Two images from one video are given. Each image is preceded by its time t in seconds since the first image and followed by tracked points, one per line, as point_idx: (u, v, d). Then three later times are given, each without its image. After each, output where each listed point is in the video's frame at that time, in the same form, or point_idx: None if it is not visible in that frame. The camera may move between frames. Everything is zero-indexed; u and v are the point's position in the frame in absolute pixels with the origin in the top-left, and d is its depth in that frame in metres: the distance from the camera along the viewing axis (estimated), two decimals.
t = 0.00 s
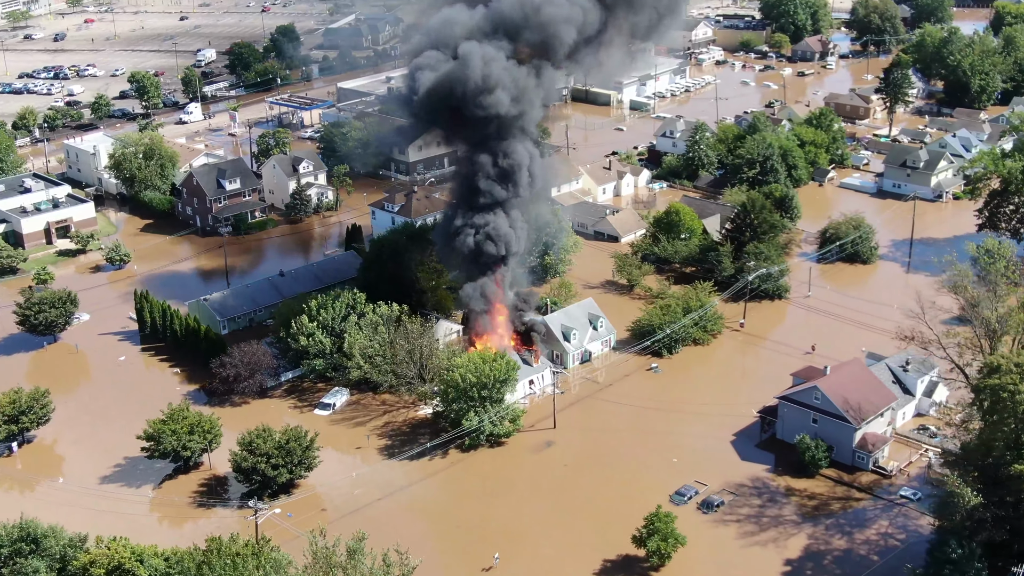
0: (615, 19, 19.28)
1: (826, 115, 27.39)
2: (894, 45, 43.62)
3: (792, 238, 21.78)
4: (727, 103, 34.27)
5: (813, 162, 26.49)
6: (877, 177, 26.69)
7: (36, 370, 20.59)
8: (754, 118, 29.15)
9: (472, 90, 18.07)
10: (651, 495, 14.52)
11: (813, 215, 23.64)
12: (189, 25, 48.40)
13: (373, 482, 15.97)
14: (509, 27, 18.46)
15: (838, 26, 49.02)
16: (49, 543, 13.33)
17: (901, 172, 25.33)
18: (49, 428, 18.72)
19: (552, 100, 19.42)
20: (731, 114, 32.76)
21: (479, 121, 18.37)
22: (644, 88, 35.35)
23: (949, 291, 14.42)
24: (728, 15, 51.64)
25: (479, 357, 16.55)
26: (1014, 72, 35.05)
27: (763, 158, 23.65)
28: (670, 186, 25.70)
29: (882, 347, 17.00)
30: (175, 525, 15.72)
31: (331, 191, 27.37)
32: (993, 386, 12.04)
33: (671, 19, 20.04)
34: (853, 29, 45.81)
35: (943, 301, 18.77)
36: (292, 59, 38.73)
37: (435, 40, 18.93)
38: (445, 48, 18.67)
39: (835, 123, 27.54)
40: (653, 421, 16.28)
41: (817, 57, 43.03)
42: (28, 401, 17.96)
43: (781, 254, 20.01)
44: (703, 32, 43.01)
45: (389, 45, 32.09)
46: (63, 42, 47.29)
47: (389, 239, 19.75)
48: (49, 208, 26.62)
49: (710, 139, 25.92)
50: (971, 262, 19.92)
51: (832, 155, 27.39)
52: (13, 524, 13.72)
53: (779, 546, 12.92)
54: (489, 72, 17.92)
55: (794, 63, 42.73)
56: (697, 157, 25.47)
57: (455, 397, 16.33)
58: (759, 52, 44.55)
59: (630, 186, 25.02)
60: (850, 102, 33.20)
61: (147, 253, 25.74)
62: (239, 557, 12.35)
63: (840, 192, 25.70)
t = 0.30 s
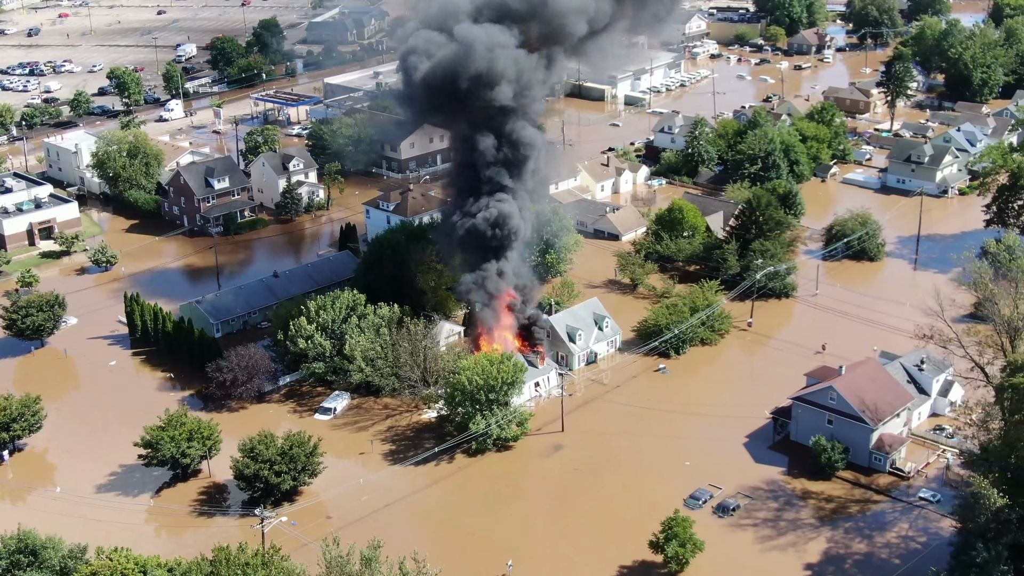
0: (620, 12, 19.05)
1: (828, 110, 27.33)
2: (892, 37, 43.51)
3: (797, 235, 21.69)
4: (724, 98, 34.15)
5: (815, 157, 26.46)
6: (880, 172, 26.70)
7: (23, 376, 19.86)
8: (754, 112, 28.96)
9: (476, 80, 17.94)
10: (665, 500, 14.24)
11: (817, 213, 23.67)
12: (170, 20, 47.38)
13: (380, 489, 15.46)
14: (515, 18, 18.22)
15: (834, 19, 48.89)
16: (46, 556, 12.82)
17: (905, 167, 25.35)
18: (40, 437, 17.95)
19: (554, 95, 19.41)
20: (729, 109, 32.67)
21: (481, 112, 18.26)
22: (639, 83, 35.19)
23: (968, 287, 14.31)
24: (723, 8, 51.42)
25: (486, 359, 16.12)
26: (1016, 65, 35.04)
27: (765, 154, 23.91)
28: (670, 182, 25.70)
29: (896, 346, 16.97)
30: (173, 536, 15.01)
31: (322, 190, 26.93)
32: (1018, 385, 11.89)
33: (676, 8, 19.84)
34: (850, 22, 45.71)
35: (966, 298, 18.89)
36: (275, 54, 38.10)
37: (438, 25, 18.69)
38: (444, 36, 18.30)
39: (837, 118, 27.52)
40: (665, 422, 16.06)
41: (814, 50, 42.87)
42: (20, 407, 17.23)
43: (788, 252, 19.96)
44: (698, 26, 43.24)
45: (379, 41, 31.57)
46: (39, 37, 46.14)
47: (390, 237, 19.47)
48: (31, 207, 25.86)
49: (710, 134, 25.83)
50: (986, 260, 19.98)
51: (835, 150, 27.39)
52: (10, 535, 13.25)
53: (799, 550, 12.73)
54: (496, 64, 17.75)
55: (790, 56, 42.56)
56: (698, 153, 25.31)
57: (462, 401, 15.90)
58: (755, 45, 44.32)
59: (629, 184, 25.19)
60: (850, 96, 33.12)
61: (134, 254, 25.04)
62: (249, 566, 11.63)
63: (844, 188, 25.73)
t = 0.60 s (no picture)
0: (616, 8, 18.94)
1: (820, 106, 27.58)
2: (879, 31, 43.75)
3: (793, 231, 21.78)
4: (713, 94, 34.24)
5: (808, 154, 26.69)
6: (873, 169, 26.96)
7: (6, 383, 19.33)
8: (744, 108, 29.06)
9: (474, 70, 17.80)
10: (674, 499, 14.14)
11: (811, 211, 23.89)
12: (144, 17, 46.47)
13: (383, 493, 15.19)
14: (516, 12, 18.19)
15: (819, 15, 49.10)
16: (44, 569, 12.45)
17: (899, 163, 25.61)
18: (29, 446, 17.47)
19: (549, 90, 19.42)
20: (719, 105, 32.78)
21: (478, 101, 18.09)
22: (625, 80, 35.26)
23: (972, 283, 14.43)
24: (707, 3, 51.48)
25: (488, 361, 15.88)
26: (1005, 60, 35.37)
27: (758, 150, 24.14)
28: (661, 180, 26.00)
29: (904, 345, 17.17)
30: (170, 545, 14.64)
31: (308, 190, 26.59)
32: None
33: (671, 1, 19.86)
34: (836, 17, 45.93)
35: (971, 293, 19.19)
36: (253, 52, 37.59)
37: (435, 15, 18.52)
38: (441, 27, 18.20)
39: (829, 114, 27.78)
40: (670, 421, 15.98)
41: (800, 45, 43.03)
42: (11, 414, 16.74)
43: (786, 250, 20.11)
44: (683, 21, 42.91)
45: (364, 39, 31.22)
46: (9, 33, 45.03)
47: (384, 237, 19.19)
48: (10, 209, 25.21)
49: (701, 130, 26.30)
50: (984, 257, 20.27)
51: (827, 147, 27.61)
52: (6, 547, 12.89)
53: (811, 550, 12.72)
54: (497, 56, 17.64)
55: (777, 52, 42.67)
56: (688, 149, 25.77)
57: (465, 404, 15.65)
58: (740, 41, 44.42)
59: (619, 181, 25.59)
60: (840, 92, 33.31)
61: (117, 257, 24.47)
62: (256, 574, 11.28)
63: (838, 185, 25.97)
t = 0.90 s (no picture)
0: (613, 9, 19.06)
1: (807, 104, 28.04)
2: (859, 30, 44.38)
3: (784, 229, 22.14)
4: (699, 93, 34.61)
5: (796, 151, 27.13)
6: (860, 166, 27.48)
7: None
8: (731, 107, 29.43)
9: (472, 63, 17.82)
10: (679, 497, 14.36)
11: (800, 209, 24.31)
12: (122, 18, 46.04)
13: (388, 495, 15.26)
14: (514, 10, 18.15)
15: (798, 13, 49.67)
16: None
17: (887, 160, 26.14)
18: (27, 451, 17.36)
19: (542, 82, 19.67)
20: (704, 104, 33.16)
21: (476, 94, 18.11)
22: (609, 79, 35.54)
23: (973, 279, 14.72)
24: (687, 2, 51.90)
25: (491, 361, 16.01)
26: (987, 58, 36.02)
27: (746, 149, 24.54)
28: (650, 178, 26.28)
29: (900, 340, 17.58)
30: (171, 549, 14.61)
31: (298, 191, 26.57)
32: None
33: None
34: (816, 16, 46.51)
35: (963, 288, 19.68)
36: (235, 53, 37.41)
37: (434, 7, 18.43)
38: (434, 18, 18.06)
39: (816, 112, 28.25)
40: (671, 418, 16.21)
41: (781, 43, 43.53)
42: (8, 420, 16.62)
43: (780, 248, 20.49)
44: (665, 20, 43.34)
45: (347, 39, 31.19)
46: None
47: (379, 237, 19.31)
48: None
49: (689, 129, 26.65)
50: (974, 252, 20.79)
51: (814, 144, 28.08)
52: (13, 554, 12.80)
53: (818, 547, 12.99)
54: (496, 52, 17.73)
55: (759, 50, 43.15)
56: (677, 148, 26.12)
57: (468, 405, 15.76)
58: (722, 40, 44.88)
59: (608, 181, 25.88)
60: (824, 90, 33.81)
61: (107, 260, 24.29)
62: None
63: (827, 182, 26.45)
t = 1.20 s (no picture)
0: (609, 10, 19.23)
1: (794, 103, 28.50)
2: (839, 29, 44.98)
3: (775, 226, 22.52)
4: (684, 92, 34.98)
5: (784, 150, 27.54)
6: (848, 164, 27.97)
7: None
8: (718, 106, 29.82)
9: (473, 58, 17.88)
10: (684, 494, 14.59)
11: (790, 207, 24.71)
12: (99, 19, 45.63)
13: (393, 497, 15.35)
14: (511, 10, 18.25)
15: (779, 13, 50.25)
16: None
17: (875, 159, 26.62)
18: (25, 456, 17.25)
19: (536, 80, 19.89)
20: (690, 103, 33.53)
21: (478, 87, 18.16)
22: (593, 79, 35.82)
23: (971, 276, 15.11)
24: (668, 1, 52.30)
25: (495, 361, 16.16)
26: (968, 56, 36.67)
27: (736, 148, 24.92)
28: (640, 177, 26.58)
29: (894, 336, 17.98)
30: (175, 552, 14.59)
31: (288, 193, 26.56)
32: None
33: None
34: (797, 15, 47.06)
35: (954, 282, 20.14)
36: (217, 53, 37.36)
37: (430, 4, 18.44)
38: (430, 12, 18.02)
39: (803, 111, 28.72)
40: (672, 417, 16.45)
41: (762, 42, 44.02)
42: (7, 425, 16.53)
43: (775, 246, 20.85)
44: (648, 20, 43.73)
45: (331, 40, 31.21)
46: None
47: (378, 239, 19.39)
48: None
49: (678, 128, 27.00)
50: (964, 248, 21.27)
51: (802, 143, 28.53)
52: (20, 560, 12.74)
53: (826, 543, 13.29)
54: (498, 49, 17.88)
55: (741, 49, 43.62)
56: (667, 147, 26.45)
57: (473, 406, 15.92)
58: (704, 39, 45.30)
59: (598, 180, 26.17)
60: (810, 89, 34.28)
61: (97, 264, 24.12)
62: None
63: (817, 181, 26.90)
